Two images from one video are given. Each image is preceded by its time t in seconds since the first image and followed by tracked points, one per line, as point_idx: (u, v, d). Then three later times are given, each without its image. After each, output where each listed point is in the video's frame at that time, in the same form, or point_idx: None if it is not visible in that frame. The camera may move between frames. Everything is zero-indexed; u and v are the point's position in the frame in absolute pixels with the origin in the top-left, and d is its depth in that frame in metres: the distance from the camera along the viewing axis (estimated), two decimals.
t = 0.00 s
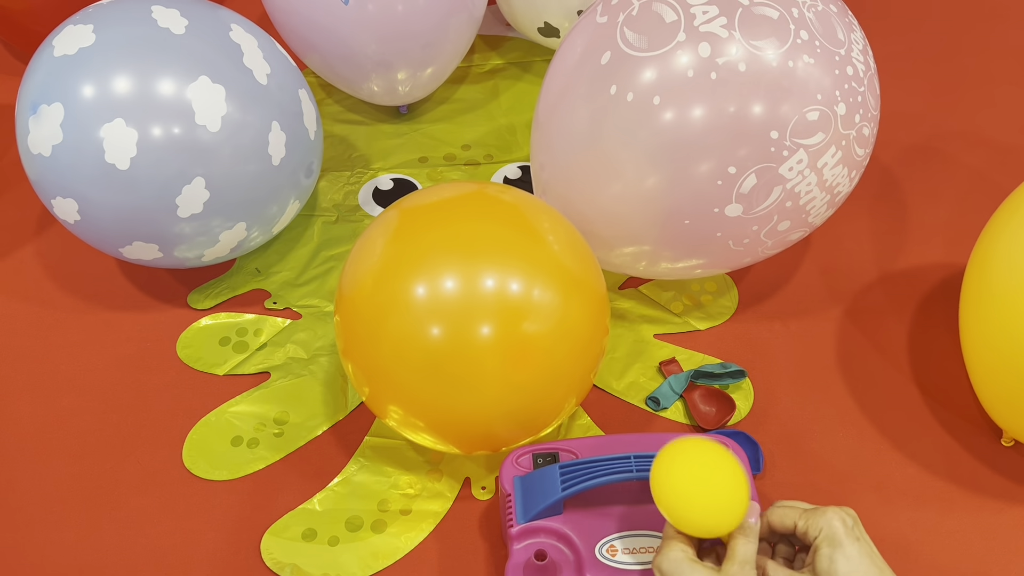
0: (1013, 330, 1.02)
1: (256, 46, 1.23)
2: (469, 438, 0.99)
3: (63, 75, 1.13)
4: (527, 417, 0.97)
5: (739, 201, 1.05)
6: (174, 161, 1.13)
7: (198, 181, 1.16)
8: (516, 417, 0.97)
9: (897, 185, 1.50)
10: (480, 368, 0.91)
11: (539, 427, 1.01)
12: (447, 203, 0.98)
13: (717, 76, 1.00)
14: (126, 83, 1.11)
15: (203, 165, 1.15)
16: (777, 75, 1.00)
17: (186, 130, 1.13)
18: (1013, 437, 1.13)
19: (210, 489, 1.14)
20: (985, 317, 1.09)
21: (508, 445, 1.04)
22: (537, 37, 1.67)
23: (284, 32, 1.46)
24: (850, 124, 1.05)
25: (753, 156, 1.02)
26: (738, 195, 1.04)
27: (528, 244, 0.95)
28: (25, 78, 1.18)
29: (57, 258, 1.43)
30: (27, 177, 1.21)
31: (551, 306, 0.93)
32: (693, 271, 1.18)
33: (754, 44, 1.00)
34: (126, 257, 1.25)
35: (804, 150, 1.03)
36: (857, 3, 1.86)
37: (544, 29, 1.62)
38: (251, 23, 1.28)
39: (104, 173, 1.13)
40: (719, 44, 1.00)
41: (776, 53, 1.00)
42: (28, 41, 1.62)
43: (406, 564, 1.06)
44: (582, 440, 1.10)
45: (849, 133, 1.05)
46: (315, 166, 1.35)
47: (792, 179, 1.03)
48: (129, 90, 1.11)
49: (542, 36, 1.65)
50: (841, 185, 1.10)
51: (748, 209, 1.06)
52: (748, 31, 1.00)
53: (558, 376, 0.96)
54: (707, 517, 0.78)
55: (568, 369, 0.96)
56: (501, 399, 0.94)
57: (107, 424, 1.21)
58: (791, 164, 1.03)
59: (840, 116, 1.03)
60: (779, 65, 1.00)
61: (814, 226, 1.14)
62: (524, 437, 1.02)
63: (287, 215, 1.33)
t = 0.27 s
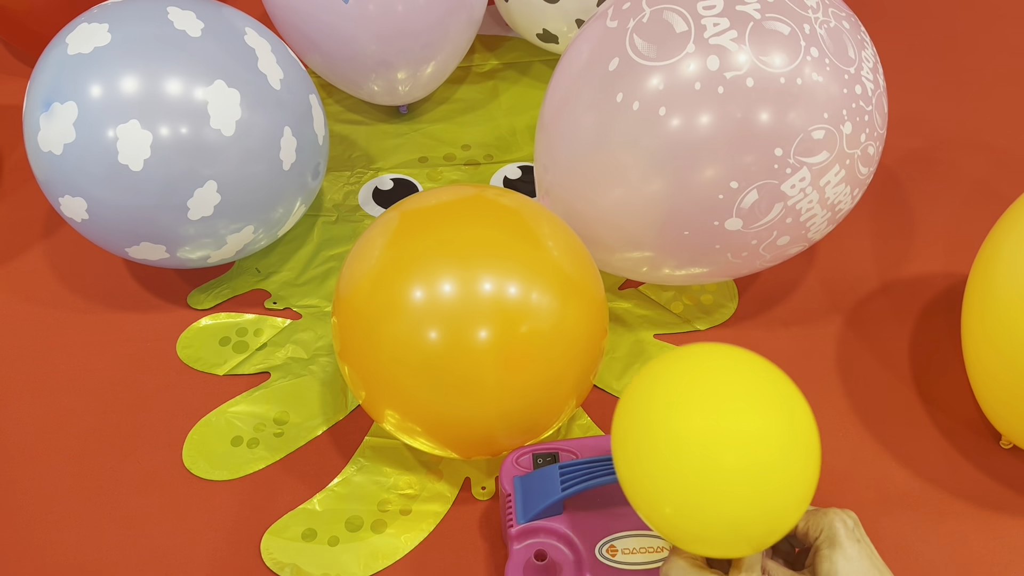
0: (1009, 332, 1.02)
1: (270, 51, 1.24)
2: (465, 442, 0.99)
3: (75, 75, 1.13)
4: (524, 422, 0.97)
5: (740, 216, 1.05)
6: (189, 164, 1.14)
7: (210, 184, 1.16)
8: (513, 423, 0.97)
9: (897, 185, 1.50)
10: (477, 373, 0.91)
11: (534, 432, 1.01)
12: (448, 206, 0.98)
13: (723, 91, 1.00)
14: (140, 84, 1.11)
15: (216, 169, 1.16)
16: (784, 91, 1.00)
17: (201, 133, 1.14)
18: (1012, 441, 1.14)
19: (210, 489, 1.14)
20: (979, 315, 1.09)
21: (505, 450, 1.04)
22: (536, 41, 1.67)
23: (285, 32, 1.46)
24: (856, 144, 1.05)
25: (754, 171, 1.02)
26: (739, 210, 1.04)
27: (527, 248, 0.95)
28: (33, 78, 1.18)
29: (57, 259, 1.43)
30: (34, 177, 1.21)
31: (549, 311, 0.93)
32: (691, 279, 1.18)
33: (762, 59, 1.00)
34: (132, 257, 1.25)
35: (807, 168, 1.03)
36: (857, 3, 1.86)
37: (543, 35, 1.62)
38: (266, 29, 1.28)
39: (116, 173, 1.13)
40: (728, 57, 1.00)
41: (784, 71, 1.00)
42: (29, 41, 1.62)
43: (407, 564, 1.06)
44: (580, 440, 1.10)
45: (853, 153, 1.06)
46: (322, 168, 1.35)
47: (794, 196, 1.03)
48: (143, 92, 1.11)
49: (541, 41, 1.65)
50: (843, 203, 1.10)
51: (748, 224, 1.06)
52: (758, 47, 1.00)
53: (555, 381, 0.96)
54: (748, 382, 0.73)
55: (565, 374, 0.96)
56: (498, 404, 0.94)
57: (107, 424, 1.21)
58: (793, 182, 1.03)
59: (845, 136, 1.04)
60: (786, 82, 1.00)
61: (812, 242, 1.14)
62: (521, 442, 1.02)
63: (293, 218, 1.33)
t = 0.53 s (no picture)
0: (997, 334, 1.02)
1: (277, 52, 1.24)
2: (467, 442, 0.99)
3: (82, 74, 1.12)
4: (525, 423, 0.98)
5: (726, 230, 1.06)
6: (196, 165, 1.14)
7: (216, 185, 1.16)
8: (514, 424, 0.97)
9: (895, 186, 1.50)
10: (479, 373, 0.91)
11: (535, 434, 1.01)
12: (453, 205, 0.98)
13: (716, 105, 1.00)
14: (147, 85, 1.11)
15: (223, 170, 1.16)
16: (779, 109, 1.00)
17: (208, 134, 1.14)
18: (1013, 440, 1.13)
19: (210, 489, 1.14)
20: (974, 316, 1.09)
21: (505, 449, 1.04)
22: (534, 42, 1.66)
23: (283, 33, 1.46)
24: (849, 168, 1.05)
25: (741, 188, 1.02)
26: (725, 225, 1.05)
27: (532, 248, 0.95)
28: (36, 77, 1.18)
29: (56, 260, 1.43)
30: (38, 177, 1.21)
31: (552, 312, 0.93)
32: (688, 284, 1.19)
33: (758, 77, 1.00)
34: (134, 257, 1.25)
35: (796, 188, 1.03)
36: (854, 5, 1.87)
37: (542, 38, 1.62)
38: (271, 30, 1.29)
39: (122, 173, 1.13)
40: (722, 72, 1.00)
41: (778, 90, 1.00)
42: (29, 41, 1.63)
43: (406, 564, 1.06)
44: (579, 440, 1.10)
45: (846, 176, 1.06)
46: (325, 168, 1.35)
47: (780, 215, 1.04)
48: (151, 93, 1.11)
49: (540, 43, 1.65)
50: (834, 224, 1.11)
51: (733, 239, 1.07)
52: (755, 63, 1.00)
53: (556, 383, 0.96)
54: (762, 324, 0.74)
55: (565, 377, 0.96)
56: (499, 404, 0.94)
57: (107, 424, 1.21)
58: (781, 202, 1.04)
59: (839, 158, 1.03)
60: (780, 99, 1.00)
61: (802, 260, 1.15)
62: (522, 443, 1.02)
63: (296, 219, 1.33)
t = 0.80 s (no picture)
0: (1010, 335, 1.02)
1: (274, 52, 1.24)
2: (463, 444, 0.99)
3: (79, 75, 1.12)
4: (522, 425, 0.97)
5: (704, 240, 1.06)
6: (195, 166, 1.14)
7: (215, 186, 1.16)
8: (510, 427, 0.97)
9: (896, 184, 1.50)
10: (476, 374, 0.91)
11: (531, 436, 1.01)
12: (450, 206, 0.98)
13: (695, 115, 1.00)
14: (146, 86, 1.11)
15: (222, 171, 1.16)
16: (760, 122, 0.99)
17: (206, 135, 1.14)
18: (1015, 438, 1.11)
19: (210, 489, 1.14)
20: (988, 320, 1.09)
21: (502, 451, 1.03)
22: (533, 44, 1.66)
23: (281, 34, 1.46)
24: (836, 186, 1.05)
25: (718, 199, 1.02)
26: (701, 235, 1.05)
27: (529, 249, 0.95)
28: (35, 78, 1.19)
29: (56, 260, 1.43)
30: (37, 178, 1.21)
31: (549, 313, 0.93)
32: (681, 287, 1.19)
33: (741, 88, 0.99)
34: (134, 257, 1.25)
35: (775, 203, 1.03)
36: (854, 5, 1.87)
37: (541, 39, 1.62)
38: (270, 29, 1.29)
39: (120, 174, 1.13)
40: (706, 80, 1.00)
41: (762, 102, 0.99)
42: (29, 42, 1.63)
43: (407, 564, 1.06)
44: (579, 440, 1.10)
45: (831, 194, 1.05)
46: (324, 168, 1.35)
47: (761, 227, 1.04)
48: (149, 93, 1.11)
49: (539, 44, 1.65)
50: (817, 241, 1.10)
51: (710, 250, 1.07)
52: (738, 74, 1.00)
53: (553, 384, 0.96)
54: (726, 309, 0.70)
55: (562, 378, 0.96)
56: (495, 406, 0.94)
57: (107, 424, 1.21)
58: (758, 215, 1.04)
59: (821, 175, 1.03)
60: (762, 112, 0.99)
61: (784, 274, 1.16)
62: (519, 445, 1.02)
63: (295, 219, 1.33)
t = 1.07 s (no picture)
0: (1011, 333, 1.01)
1: (269, 54, 1.24)
2: (455, 447, 0.99)
3: (77, 79, 1.12)
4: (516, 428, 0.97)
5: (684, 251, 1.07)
6: (192, 169, 1.14)
7: (211, 191, 1.17)
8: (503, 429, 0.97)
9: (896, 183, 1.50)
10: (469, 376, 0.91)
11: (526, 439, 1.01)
12: (442, 208, 0.98)
13: (678, 124, 1.00)
14: (143, 89, 1.11)
15: (219, 176, 1.16)
16: (742, 135, 0.99)
17: (203, 138, 1.14)
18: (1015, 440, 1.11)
19: (210, 489, 1.14)
20: (993, 325, 1.08)
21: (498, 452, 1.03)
22: (533, 45, 1.66)
23: (281, 34, 1.46)
24: (823, 203, 1.04)
25: (698, 211, 1.03)
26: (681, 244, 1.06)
27: (522, 250, 0.94)
28: (32, 81, 1.19)
29: (56, 260, 1.43)
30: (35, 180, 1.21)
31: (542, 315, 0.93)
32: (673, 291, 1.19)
33: (726, 100, 0.99)
34: (133, 261, 1.25)
35: (757, 216, 1.03)
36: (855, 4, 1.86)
37: (541, 40, 1.62)
38: (268, 31, 1.29)
39: (117, 178, 1.13)
40: (690, 91, 1.00)
41: (747, 115, 0.99)
42: (28, 42, 1.63)
43: (407, 564, 1.06)
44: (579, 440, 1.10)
45: (817, 212, 1.05)
46: (322, 169, 1.35)
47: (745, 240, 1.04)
48: (147, 97, 1.11)
49: (539, 46, 1.65)
50: (801, 258, 1.10)
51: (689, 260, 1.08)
52: (725, 85, 1.00)
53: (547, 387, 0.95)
54: (730, 281, 0.68)
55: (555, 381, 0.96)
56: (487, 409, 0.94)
57: (107, 424, 1.21)
58: (740, 228, 1.04)
59: (806, 191, 1.02)
60: (746, 125, 0.99)
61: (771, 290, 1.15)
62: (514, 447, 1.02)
63: (293, 220, 1.33)
